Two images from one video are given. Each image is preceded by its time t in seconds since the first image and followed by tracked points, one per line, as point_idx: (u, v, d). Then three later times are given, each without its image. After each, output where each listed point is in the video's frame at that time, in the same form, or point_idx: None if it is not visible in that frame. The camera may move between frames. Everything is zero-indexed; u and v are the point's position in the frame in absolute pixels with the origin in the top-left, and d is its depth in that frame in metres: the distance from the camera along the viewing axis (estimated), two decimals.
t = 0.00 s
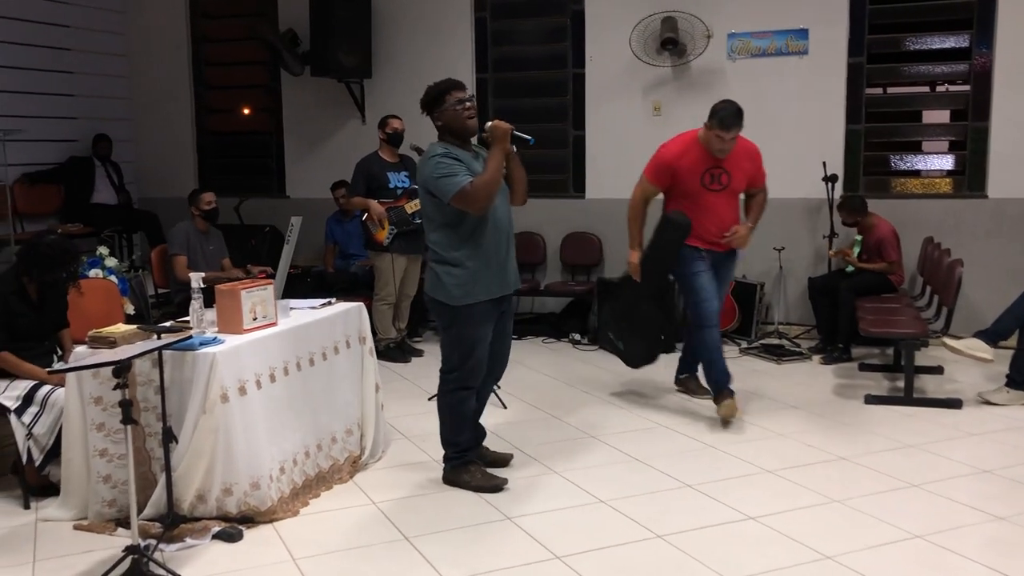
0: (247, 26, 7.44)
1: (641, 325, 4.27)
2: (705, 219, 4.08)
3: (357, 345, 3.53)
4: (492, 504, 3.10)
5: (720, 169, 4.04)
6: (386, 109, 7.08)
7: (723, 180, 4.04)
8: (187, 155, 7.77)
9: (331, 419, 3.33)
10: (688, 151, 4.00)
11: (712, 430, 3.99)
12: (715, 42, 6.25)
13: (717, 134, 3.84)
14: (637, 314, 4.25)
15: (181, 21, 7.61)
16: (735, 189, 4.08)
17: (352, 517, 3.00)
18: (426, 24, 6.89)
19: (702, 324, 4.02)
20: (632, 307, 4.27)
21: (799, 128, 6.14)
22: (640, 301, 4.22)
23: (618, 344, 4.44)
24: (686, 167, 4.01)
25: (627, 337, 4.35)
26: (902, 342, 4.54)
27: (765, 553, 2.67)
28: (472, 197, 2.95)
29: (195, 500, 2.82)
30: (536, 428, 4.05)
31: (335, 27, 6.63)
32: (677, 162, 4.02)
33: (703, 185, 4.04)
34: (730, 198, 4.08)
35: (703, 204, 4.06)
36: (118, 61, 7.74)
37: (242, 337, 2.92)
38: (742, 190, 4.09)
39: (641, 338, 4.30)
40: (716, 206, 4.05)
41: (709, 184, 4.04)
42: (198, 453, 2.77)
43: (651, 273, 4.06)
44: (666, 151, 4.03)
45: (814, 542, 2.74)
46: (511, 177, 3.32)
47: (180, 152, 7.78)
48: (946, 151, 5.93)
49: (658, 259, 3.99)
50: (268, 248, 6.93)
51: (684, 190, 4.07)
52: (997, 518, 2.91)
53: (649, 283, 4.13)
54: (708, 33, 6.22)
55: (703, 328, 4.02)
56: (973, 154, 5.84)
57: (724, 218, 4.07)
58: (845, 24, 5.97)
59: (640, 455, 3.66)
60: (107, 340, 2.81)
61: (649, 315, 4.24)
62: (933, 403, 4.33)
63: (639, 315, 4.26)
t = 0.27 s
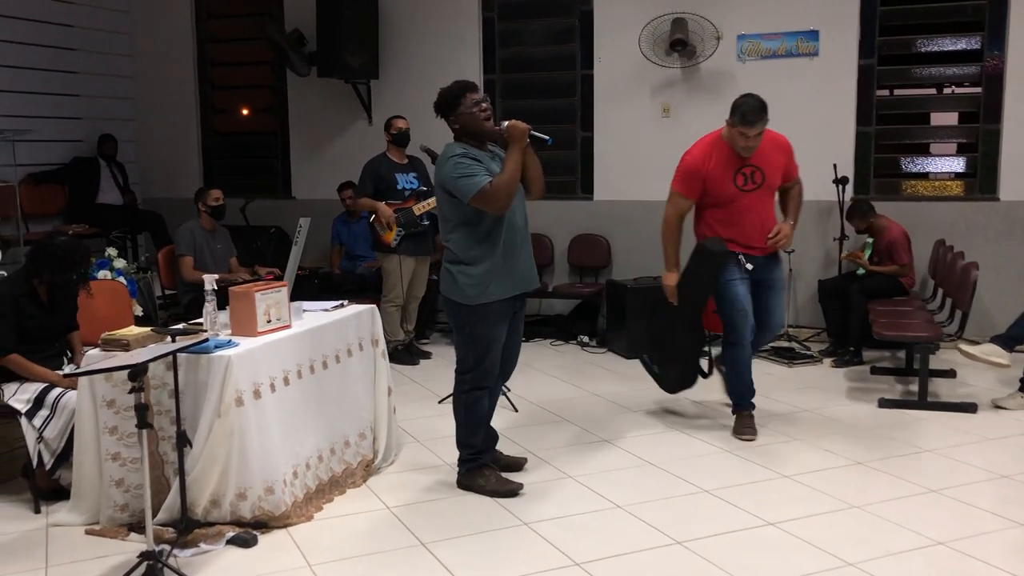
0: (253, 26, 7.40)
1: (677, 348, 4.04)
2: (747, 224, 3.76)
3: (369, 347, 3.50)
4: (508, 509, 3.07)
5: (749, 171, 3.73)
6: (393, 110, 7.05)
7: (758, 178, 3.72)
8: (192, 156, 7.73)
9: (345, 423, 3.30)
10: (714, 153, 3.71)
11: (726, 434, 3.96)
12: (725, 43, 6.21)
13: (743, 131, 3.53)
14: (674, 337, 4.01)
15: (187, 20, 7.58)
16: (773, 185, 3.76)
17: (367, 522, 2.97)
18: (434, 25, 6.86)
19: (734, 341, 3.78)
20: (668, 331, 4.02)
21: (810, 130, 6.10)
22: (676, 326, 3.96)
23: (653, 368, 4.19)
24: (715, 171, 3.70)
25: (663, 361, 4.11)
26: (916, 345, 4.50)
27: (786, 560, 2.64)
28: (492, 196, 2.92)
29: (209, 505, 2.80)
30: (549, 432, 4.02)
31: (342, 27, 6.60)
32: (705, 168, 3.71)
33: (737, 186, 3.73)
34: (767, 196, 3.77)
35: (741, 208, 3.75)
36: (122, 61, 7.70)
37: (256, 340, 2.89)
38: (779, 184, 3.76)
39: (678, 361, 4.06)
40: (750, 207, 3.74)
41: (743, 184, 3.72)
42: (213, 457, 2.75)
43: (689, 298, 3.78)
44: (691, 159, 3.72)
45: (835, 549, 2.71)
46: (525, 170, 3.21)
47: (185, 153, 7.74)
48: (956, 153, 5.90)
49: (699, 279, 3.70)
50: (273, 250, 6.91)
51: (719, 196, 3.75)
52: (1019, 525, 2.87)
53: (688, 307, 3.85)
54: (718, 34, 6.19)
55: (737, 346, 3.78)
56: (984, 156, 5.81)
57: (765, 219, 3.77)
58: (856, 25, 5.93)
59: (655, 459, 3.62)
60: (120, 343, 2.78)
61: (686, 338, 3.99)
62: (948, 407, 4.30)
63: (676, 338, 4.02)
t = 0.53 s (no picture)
0: (252, 27, 7.37)
1: (702, 354, 3.63)
2: (762, 224, 3.55)
3: (374, 350, 3.48)
4: (516, 514, 3.05)
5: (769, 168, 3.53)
6: (392, 111, 7.02)
7: (778, 177, 3.52)
8: (190, 157, 7.69)
9: (350, 426, 3.28)
10: (735, 146, 3.53)
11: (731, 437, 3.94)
12: (725, 44, 6.21)
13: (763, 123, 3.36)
14: (699, 342, 3.61)
15: (184, 21, 7.54)
16: (794, 186, 3.54)
17: (373, 527, 2.96)
18: (433, 26, 6.84)
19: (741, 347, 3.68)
20: (693, 334, 3.62)
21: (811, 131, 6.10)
22: (701, 331, 3.61)
23: (677, 383, 3.76)
24: (733, 165, 3.53)
25: (688, 372, 3.68)
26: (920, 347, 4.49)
27: (797, 564, 2.62)
28: (494, 195, 2.90)
29: (215, 509, 2.79)
30: (553, 435, 4.00)
31: (341, 28, 6.57)
32: (723, 160, 3.54)
33: (755, 183, 3.53)
34: (787, 197, 3.55)
35: (757, 206, 3.55)
36: (119, 61, 7.66)
37: (263, 342, 2.87)
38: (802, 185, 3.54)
39: (704, 369, 3.65)
40: (765, 206, 3.53)
41: (761, 182, 3.52)
42: (219, 461, 2.73)
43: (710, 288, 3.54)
44: (710, 150, 3.56)
45: (847, 552, 2.70)
46: (535, 176, 3.25)
47: (183, 154, 7.70)
48: (956, 153, 5.89)
49: (715, 269, 3.49)
50: (272, 251, 6.88)
51: (735, 193, 3.56)
52: None
53: (711, 302, 3.56)
54: (719, 35, 6.18)
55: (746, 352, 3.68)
56: (985, 157, 5.81)
57: (783, 221, 3.55)
58: (857, 26, 5.93)
59: (661, 462, 3.61)
60: (125, 346, 2.78)
61: (712, 342, 3.60)
62: (952, 408, 4.29)
63: (702, 342, 3.61)
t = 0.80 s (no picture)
0: (244, 26, 7.33)
1: (713, 362, 3.32)
2: (778, 235, 3.29)
3: (372, 350, 3.46)
4: (518, 515, 3.05)
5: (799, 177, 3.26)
6: (386, 111, 7.00)
7: (806, 188, 3.25)
8: (181, 157, 7.65)
9: (349, 426, 3.26)
10: (764, 150, 3.28)
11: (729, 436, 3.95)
12: (719, 43, 6.21)
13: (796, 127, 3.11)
14: (710, 348, 3.31)
15: (176, 20, 7.49)
16: (822, 201, 3.26)
17: (374, 528, 2.95)
18: (427, 25, 6.82)
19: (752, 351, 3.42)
20: (705, 340, 3.32)
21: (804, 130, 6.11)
22: (712, 337, 3.29)
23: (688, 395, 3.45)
24: (757, 169, 3.28)
25: (699, 380, 3.38)
26: (915, 345, 4.50)
27: (799, 563, 2.63)
28: (486, 194, 2.88)
29: (215, 510, 2.77)
30: (553, 435, 3.99)
31: (334, 27, 6.55)
32: (748, 162, 3.30)
33: (778, 190, 3.27)
34: (813, 212, 3.27)
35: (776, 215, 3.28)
36: (109, 61, 7.60)
37: (262, 343, 2.84)
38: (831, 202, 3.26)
39: (715, 379, 3.34)
40: (785, 216, 3.27)
41: (786, 190, 3.26)
42: (219, 462, 2.72)
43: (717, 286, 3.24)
44: (737, 151, 3.33)
45: (848, 549, 2.71)
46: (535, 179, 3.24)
47: (174, 154, 7.66)
48: (947, 152, 5.93)
49: (721, 270, 3.21)
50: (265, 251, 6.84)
51: (755, 197, 3.30)
52: None
53: (722, 302, 3.26)
54: (713, 35, 6.19)
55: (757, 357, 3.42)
56: (978, 156, 5.84)
57: (803, 235, 3.28)
58: (851, 26, 5.94)
59: (659, 461, 3.61)
60: (123, 347, 2.78)
61: (724, 348, 3.29)
62: (948, 405, 4.30)
63: (712, 347, 3.30)
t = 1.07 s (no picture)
0: (233, 22, 7.28)
1: (722, 356, 2.98)
2: (798, 222, 3.10)
3: (368, 347, 3.45)
4: (515, 513, 3.04)
5: (822, 160, 3.05)
6: (376, 107, 6.97)
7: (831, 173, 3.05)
8: (169, 153, 7.59)
9: (345, 424, 3.24)
10: (787, 130, 3.06)
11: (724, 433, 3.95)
12: (710, 40, 6.21)
13: (825, 108, 2.90)
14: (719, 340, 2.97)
15: (163, 16, 7.43)
16: (846, 187, 3.07)
17: (372, 526, 2.94)
18: (417, 21, 6.79)
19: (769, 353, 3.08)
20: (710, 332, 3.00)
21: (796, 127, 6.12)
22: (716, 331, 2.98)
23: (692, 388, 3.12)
24: (778, 151, 3.07)
25: (705, 374, 3.03)
26: (908, 341, 4.52)
27: (798, 559, 2.64)
28: (482, 192, 2.87)
29: (212, 510, 2.75)
30: (548, 432, 3.99)
31: (324, 23, 6.51)
32: (768, 143, 3.08)
33: (800, 175, 3.06)
34: (836, 199, 3.08)
35: (797, 201, 3.09)
36: (96, 56, 7.53)
37: (258, 340, 2.82)
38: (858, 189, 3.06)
39: (723, 375, 2.99)
40: (806, 202, 3.08)
41: (808, 174, 3.06)
42: (215, 461, 2.70)
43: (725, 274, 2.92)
44: (756, 130, 3.10)
45: (846, 545, 2.71)
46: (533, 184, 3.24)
47: (162, 151, 7.59)
48: (936, 148, 5.93)
49: (729, 260, 2.91)
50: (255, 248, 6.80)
51: (775, 181, 3.09)
52: None
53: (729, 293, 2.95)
54: (704, 31, 6.19)
55: (774, 361, 3.06)
56: (968, 152, 5.86)
57: (825, 224, 3.10)
58: (841, 22, 5.95)
59: (655, 458, 3.61)
60: (118, 344, 2.77)
61: (734, 343, 2.97)
62: (940, 401, 4.32)
63: (715, 340, 2.99)
